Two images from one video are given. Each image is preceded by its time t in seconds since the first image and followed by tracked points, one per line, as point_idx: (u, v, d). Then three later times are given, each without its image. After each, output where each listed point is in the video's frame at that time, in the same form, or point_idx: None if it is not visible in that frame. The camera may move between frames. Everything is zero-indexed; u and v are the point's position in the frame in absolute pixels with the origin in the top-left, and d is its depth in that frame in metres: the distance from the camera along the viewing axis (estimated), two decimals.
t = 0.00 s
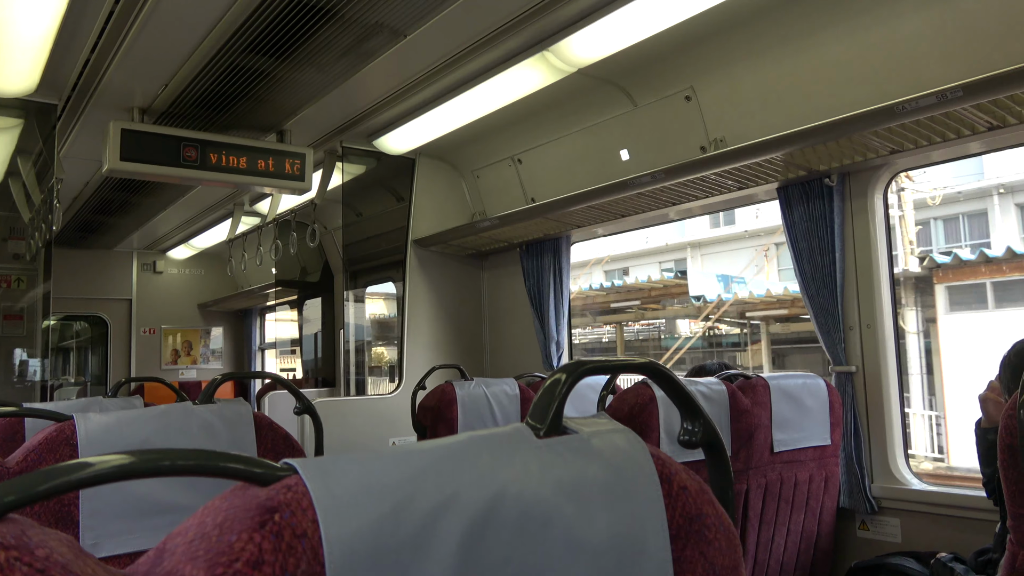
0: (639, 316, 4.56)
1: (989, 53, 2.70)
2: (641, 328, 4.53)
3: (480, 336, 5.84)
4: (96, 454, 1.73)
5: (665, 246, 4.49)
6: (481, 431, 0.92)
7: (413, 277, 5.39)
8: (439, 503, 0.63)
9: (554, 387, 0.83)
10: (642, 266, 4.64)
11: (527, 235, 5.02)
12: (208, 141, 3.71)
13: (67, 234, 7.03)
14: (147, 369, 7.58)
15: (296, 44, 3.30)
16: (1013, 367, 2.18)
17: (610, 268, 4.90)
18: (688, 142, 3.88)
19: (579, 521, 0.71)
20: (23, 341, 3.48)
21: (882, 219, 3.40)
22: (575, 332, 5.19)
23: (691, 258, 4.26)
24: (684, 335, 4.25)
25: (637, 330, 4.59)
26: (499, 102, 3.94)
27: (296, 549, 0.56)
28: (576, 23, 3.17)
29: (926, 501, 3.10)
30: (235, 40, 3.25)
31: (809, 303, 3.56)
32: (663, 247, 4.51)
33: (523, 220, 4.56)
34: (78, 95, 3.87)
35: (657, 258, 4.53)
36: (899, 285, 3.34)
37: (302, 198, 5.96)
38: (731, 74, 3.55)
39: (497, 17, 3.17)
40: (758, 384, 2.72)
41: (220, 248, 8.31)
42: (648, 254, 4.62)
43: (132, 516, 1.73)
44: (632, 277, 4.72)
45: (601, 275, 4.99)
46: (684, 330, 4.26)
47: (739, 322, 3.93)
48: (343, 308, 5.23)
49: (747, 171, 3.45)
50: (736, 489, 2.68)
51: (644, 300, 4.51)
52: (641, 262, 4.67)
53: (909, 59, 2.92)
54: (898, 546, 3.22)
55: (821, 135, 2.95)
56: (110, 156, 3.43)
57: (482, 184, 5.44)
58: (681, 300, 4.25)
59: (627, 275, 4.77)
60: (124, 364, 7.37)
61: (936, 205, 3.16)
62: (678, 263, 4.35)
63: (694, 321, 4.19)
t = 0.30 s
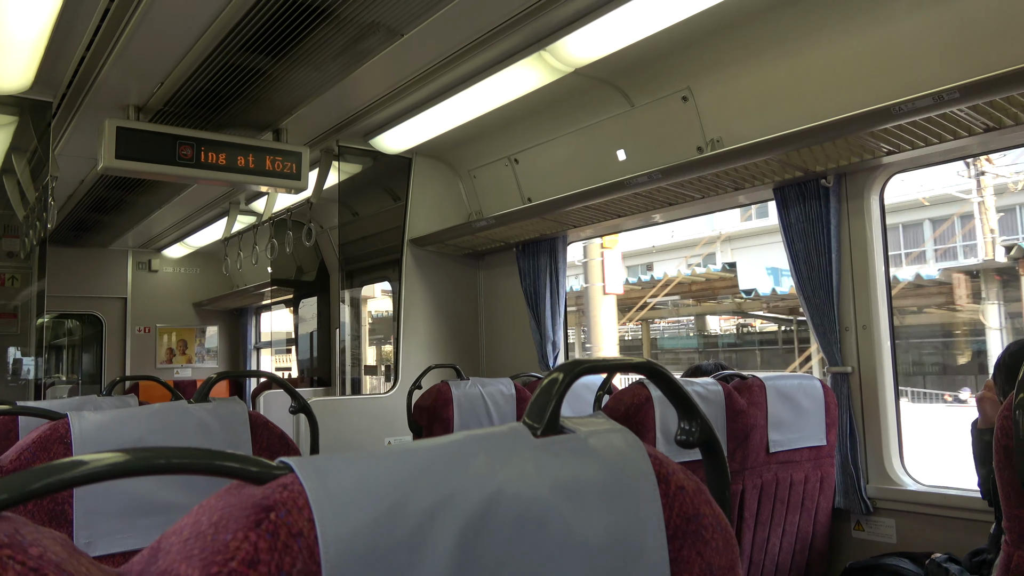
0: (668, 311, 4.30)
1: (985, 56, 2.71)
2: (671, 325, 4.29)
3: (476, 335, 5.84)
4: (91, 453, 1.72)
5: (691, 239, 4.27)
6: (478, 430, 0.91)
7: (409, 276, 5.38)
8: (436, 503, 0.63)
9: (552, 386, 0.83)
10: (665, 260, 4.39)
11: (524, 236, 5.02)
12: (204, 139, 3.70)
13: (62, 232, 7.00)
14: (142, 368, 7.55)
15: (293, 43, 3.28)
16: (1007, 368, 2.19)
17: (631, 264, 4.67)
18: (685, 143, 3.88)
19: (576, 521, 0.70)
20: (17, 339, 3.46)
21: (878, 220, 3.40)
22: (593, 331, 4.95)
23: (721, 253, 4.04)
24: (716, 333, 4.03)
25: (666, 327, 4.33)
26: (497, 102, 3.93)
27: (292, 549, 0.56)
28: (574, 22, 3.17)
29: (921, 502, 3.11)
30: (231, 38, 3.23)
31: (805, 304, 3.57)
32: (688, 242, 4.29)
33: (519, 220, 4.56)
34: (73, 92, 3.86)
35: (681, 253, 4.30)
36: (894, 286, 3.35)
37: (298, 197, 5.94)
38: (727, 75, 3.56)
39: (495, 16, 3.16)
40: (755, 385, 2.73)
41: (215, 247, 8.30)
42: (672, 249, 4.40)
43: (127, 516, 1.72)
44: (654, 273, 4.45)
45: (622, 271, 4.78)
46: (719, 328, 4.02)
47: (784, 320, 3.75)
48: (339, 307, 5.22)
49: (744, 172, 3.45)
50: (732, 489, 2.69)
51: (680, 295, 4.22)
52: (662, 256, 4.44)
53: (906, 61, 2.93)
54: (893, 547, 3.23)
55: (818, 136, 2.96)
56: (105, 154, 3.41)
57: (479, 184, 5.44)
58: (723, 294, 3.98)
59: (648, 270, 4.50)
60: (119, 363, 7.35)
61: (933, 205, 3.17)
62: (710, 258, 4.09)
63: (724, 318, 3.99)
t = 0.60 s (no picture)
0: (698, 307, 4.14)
1: (979, 54, 2.72)
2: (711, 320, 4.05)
3: (472, 333, 5.84)
4: (87, 451, 1.72)
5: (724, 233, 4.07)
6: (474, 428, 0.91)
7: (405, 274, 5.37)
8: (433, 501, 0.63)
9: (547, 385, 0.83)
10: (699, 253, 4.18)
11: (520, 234, 5.02)
12: (200, 137, 3.69)
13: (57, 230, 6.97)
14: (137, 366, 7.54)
15: (288, 41, 3.28)
16: (1001, 367, 2.21)
17: (657, 258, 4.47)
18: (680, 141, 3.89)
19: (573, 518, 0.71)
20: (12, 339, 3.42)
21: (873, 219, 3.41)
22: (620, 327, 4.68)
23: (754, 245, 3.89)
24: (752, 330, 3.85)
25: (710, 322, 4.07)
26: (492, 100, 3.93)
27: (289, 547, 0.56)
28: (569, 21, 3.18)
29: (915, 499, 3.12)
30: (226, 36, 3.23)
31: (800, 302, 3.58)
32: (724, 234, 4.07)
33: (515, 218, 4.56)
34: (67, 90, 3.84)
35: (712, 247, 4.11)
36: (889, 284, 3.36)
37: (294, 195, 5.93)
38: (723, 73, 3.57)
39: (491, 14, 3.16)
40: (750, 382, 2.73)
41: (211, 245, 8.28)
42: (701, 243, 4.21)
43: (122, 514, 1.72)
44: (682, 268, 4.29)
45: (647, 266, 4.55)
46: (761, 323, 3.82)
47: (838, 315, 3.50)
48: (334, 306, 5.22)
49: (739, 170, 3.46)
50: (728, 487, 2.69)
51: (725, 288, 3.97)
52: (692, 250, 4.25)
53: (901, 60, 2.94)
54: (888, 544, 3.25)
55: (812, 135, 2.97)
56: (100, 152, 3.40)
57: (475, 182, 5.43)
58: (774, 289, 3.76)
59: (676, 265, 4.34)
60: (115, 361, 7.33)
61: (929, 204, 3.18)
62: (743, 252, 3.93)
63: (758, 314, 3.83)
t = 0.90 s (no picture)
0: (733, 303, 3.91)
1: (973, 52, 2.74)
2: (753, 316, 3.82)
3: (468, 331, 5.85)
4: (82, 451, 1.71)
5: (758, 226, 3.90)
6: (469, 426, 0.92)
7: (401, 272, 5.37)
8: (429, 499, 0.63)
9: (543, 382, 0.83)
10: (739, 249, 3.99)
11: (515, 232, 5.02)
12: (194, 135, 3.67)
13: (51, 229, 6.95)
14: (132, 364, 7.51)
15: (282, 38, 3.27)
16: (995, 363, 2.22)
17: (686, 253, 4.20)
18: (676, 139, 3.89)
19: (568, 514, 0.71)
20: (6, 337, 3.42)
21: (868, 216, 3.43)
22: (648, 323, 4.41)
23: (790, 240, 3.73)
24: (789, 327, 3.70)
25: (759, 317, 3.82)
26: (488, 97, 3.92)
27: (284, 546, 0.56)
28: (564, 18, 3.17)
29: (910, 495, 3.14)
30: (221, 34, 3.22)
31: (795, 299, 3.59)
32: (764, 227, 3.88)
33: (511, 216, 4.56)
34: (61, 87, 3.82)
35: (746, 240, 3.95)
36: (884, 281, 3.37)
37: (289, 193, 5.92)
38: (718, 71, 3.57)
39: (486, 12, 3.16)
40: (745, 379, 2.74)
41: (206, 243, 8.27)
42: (734, 237, 4.03)
43: (118, 513, 1.71)
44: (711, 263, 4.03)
45: (674, 260, 4.29)
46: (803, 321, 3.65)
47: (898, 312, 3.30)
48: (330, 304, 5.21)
49: (735, 167, 3.47)
50: (723, 484, 2.70)
51: (777, 284, 3.75)
52: (723, 245, 4.04)
53: (895, 57, 2.95)
54: (883, 540, 3.26)
55: (807, 132, 2.97)
56: (94, 150, 3.39)
57: (470, 180, 5.43)
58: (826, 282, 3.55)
59: (704, 260, 4.08)
60: (110, 360, 7.33)
61: (925, 202, 3.18)
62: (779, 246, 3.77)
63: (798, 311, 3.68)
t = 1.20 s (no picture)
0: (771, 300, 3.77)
1: (968, 50, 2.75)
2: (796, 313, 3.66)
3: (465, 328, 5.85)
4: (78, 448, 1.71)
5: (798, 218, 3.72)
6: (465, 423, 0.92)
7: (397, 270, 5.36)
8: (425, 496, 0.63)
9: (539, 379, 0.83)
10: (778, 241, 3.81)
11: (512, 229, 5.02)
12: (190, 132, 3.66)
13: (46, 227, 6.92)
14: (128, 362, 7.49)
15: (279, 35, 3.26)
16: (989, 361, 2.23)
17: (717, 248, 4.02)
18: (672, 137, 3.89)
19: (564, 511, 0.71)
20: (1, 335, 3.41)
21: (863, 214, 3.44)
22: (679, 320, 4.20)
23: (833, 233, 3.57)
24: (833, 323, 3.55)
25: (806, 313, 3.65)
26: (484, 95, 3.92)
27: (281, 543, 0.56)
28: (562, 15, 3.17)
29: (905, 492, 3.15)
30: (217, 31, 3.21)
31: (791, 297, 3.60)
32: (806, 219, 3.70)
33: (508, 213, 4.56)
34: (56, 84, 3.81)
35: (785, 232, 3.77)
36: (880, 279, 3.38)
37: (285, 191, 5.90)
38: (714, 69, 3.58)
39: (483, 9, 3.16)
40: (742, 377, 2.74)
41: (201, 241, 8.25)
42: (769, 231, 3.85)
43: (115, 511, 1.71)
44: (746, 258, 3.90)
45: (705, 255, 4.08)
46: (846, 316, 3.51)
47: (967, 307, 3.01)
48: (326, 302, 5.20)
49: (732, 165, 3.47)
50: (719, 481, 2.71)
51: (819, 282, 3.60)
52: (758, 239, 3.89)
53: (891, 55, 2.96)
54: (878, 537, 3.27)
55: (803, 130, 2.98)
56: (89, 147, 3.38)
57: (467, 177, 5.42)
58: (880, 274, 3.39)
59: (739, 255, 3.93)
60: (106, 358, 7.31)
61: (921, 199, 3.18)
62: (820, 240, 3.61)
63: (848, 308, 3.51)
